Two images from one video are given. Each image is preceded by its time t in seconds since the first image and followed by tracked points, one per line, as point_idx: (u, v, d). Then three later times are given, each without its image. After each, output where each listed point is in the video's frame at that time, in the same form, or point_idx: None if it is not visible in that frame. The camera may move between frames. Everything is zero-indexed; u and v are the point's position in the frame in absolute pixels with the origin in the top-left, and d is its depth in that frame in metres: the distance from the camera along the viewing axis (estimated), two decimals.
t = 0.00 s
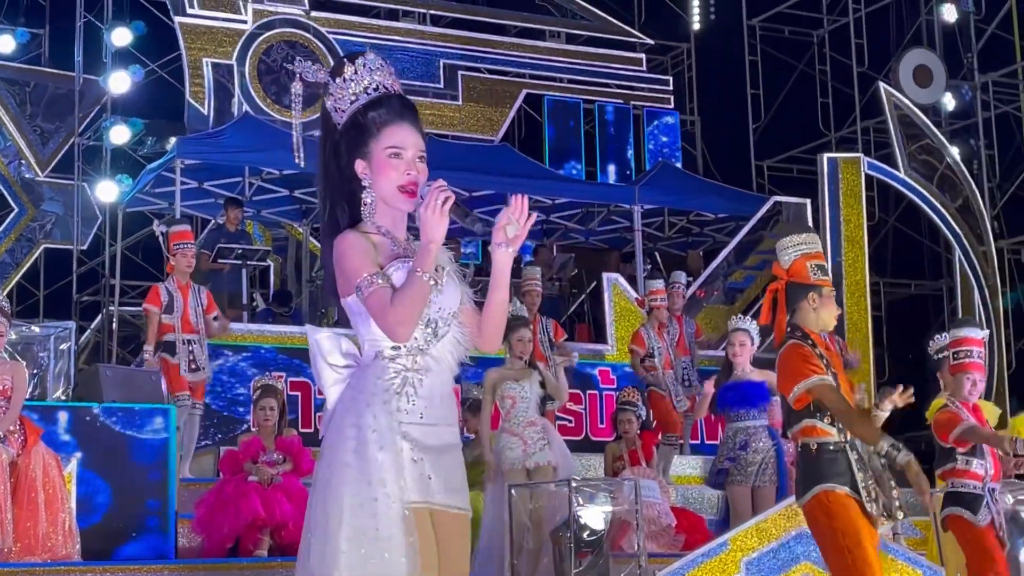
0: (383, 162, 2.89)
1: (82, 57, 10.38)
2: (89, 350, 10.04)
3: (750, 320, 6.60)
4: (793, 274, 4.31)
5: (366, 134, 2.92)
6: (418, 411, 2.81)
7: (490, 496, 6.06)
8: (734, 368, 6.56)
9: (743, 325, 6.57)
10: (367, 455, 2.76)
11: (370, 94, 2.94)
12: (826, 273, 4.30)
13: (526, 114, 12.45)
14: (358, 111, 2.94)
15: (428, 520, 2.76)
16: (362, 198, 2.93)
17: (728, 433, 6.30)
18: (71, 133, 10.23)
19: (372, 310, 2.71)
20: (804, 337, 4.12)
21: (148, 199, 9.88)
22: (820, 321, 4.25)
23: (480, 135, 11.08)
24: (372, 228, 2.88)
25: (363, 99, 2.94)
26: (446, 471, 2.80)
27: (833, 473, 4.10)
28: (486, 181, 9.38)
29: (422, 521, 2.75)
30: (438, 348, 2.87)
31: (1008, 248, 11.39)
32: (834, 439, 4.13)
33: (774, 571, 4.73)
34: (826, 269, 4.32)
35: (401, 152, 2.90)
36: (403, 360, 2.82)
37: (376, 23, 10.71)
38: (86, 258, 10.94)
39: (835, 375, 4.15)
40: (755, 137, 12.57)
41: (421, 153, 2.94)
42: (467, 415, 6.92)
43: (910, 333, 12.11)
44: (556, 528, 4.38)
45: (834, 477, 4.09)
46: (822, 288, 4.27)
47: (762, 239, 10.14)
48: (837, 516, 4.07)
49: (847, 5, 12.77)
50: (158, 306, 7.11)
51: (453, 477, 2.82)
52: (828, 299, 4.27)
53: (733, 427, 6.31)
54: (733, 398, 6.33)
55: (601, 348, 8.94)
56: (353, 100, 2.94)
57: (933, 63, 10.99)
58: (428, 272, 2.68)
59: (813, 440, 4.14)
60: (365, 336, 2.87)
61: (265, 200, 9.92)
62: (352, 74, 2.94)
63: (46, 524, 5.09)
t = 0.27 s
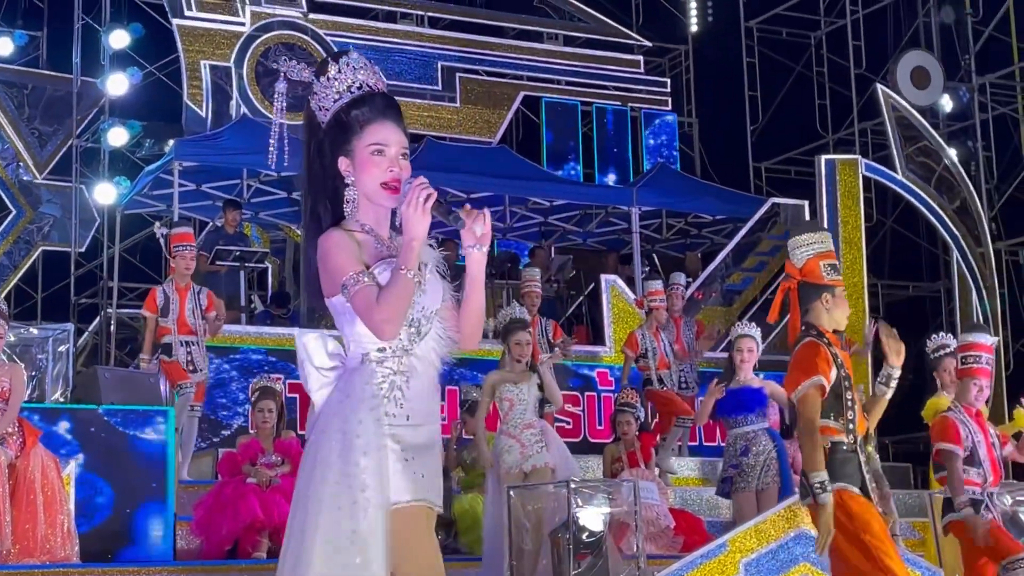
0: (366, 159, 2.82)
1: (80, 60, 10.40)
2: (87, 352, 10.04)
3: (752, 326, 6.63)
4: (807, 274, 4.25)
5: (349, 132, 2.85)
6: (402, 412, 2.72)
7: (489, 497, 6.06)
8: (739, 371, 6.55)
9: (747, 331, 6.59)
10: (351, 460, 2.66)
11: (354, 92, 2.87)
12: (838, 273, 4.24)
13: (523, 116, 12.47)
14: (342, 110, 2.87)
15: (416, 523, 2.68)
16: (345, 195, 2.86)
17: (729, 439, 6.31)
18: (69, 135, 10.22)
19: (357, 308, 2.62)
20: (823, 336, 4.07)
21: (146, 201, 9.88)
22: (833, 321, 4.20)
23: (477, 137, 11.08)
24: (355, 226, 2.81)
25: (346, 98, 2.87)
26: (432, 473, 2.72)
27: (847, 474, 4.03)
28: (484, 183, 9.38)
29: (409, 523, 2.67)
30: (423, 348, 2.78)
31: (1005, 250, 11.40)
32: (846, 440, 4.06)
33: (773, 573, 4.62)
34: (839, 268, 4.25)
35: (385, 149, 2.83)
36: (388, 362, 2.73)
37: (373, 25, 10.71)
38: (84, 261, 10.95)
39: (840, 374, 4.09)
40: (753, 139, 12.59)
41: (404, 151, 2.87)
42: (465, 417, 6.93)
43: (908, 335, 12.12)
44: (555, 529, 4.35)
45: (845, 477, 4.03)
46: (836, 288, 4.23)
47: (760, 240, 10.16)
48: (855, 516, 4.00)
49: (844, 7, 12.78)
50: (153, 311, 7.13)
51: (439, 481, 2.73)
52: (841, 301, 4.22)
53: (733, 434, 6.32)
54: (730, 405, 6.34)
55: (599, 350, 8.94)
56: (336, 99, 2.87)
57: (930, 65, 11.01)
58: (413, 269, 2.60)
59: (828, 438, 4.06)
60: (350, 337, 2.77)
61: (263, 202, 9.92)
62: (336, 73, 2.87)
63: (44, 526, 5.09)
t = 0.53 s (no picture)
0: (357, 172, 2.70)
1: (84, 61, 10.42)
2: (92, 353, 10.07)
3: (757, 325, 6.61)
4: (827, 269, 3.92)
5: (342, 144, 2.72)
6: (391, 430, 2.58)
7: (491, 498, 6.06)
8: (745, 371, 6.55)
9: (752, 332, 6.58)
10: (338, 486, 2.54)
11: (349, 104, 2.74)
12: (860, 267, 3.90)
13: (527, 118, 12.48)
14: (336, 121, 2.74)
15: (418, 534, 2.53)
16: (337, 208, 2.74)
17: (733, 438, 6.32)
18: (73, 136, 10.23)
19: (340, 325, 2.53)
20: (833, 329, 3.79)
21: (149, 203, 9.89)
22: (853, 315, 3.89)
23: (481, 139, 11.07)
24: (344, 239, 2.69)
25: (341, 109, 2.74)
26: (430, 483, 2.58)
27: (845, 465, 3.74)
28: (487, 184, 9.39)
29: (407, 533, 2.53)
30: (414, 362, 2.64)
31: (1008, 250, 11.40)
32: (850, 431, 3.74)
33: None
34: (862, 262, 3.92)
35: (376, 162, 2.71)
36: (375, 377, 2.59)
37: (377, 27, 10.74)
38: (89, 262, 10.96)
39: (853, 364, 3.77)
40: (756, 140, 12.58)
41: (397, 164, 2.74)
42: (469, 418, 6.93)
43: (911, 335, 12.12)
44: (558, 531, 4.35)
45: (846, 468, 3.74)
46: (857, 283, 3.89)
47: (763, 241, 10.20)
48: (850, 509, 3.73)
49: (847, 8, 12.78)
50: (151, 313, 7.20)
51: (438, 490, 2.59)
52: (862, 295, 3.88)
53: (738, 433, 6.33)
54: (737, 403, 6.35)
55: (602, 350, 8.97)
56: (331, 110, 2.74)
57: (934, 66, 11.01)
58: (398, 284, 2.52)
59: (830, 431, 3.75)
60: (338, 353, 2.65)
61: (266, 203, 9.93)
62: (330, 84, 2.74)
63: (48, 528, 5.11)
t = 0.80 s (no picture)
0: (370, 163, 2.69)
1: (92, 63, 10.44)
2: (101, 354, 10.09)
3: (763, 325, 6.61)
4: (844, 269, 3.91)
5: (354, 137, 2.72)
6: (398, 424, 2.55)
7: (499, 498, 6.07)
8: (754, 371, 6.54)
9: (759, 331, 6.58)
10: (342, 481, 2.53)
11: (362, 97, 2.74)
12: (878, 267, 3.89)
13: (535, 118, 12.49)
14: (349, 115, 2.74)
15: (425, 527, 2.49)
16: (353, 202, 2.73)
17: (741, 437, 6.30)
18: (82, 137, 10.27)
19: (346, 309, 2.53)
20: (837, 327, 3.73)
21: (158, 204, 9.91)
22: (871, 315, 3.84)
23: (489, 139, 11.09)
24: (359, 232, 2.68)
25: (355, 102, 2.74)
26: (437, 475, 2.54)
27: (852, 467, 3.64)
28: (495, 185, 9.39)
29: (412, 526, 2.48)
30: (424, 355, 2.60)
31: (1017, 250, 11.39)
32: (859, 432, 3.64)
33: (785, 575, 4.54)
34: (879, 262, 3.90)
35: (388, 152, 2.70)
36: (379, 372, 2.57)
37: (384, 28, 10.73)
38: (98, 263, 10.99)
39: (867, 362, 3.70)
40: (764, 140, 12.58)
41: (412, 154, 2.73)
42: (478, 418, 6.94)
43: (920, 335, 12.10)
44: (566, 530, 4.36)
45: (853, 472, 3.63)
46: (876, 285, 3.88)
47: (771, 241, 10.20)
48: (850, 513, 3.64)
49: (855, 7, 12.78)
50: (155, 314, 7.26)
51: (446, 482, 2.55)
52: (882, 295, 3.84)
53: (745, 431, 6.32)
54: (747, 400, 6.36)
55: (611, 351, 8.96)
56: (346, 104, 2.75)
57: (942, 65, 11.00)
58: (406, 270, 2.51)
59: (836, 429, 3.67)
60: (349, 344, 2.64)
61: (275, 204, 9.94)
62: (345, 78, 2.75)
63: (58, 528, 5.12)
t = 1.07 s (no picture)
0: (397, 142, 2.61)
1: (104, 64, 10.46)
2: (113, 354, 10.12)
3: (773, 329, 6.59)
4: (851, 270, 3.84)
5: (383, 118, 2.65)
6: (412, 405, 2.50)
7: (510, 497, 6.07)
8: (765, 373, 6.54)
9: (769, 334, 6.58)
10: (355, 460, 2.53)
11: (388, 80, 2.69)
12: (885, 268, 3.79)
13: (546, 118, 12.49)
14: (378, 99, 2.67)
15: (423, 520, 2.45)
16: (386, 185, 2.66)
17: (752, 437, 6.29)
18: (94, 138, 10.30)
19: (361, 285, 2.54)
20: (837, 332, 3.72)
21: (170, 204, 9.94)
22: (877, 317, 3.78)
23: (500, 139, 11.10)
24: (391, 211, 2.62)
25: (383, 86, 2.69)
26: (446, 467, 2.47)
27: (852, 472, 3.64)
28: (507, 184, 9.39)
29: (407, 519, 2.44)
30: (447, 337, 2.55)
31: None
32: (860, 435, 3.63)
33: (798, 572, 4.70)
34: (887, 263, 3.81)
35: (415, 129, 2.61)
36: (400, 351, 2.53)
37: (396, 27, 10.75)
38: (111, 264, 11.02)
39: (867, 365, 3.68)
40: (776, 139, 12.56)
41: (441, 130, 2.63)
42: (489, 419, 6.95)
43: (931, 334, 12.10)
44: (578, 530, 4.37)
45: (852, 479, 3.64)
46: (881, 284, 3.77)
47: (782, 240, 10.22)
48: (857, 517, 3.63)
49: (867, 5, 12.76)
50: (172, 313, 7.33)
51: (455, 476, 2.47)
52: (887, 294, 3.76)
53: (756, 432, 6.30)
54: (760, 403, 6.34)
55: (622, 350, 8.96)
56: (374, 88, 2.70)
57: (954, 63, 10.97)
58: (421, 243, 2.50)
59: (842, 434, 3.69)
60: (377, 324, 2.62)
61: (287, 204, 9.96)
62: (374, 66, 2.72)
63: (71, 527, 5.11)
